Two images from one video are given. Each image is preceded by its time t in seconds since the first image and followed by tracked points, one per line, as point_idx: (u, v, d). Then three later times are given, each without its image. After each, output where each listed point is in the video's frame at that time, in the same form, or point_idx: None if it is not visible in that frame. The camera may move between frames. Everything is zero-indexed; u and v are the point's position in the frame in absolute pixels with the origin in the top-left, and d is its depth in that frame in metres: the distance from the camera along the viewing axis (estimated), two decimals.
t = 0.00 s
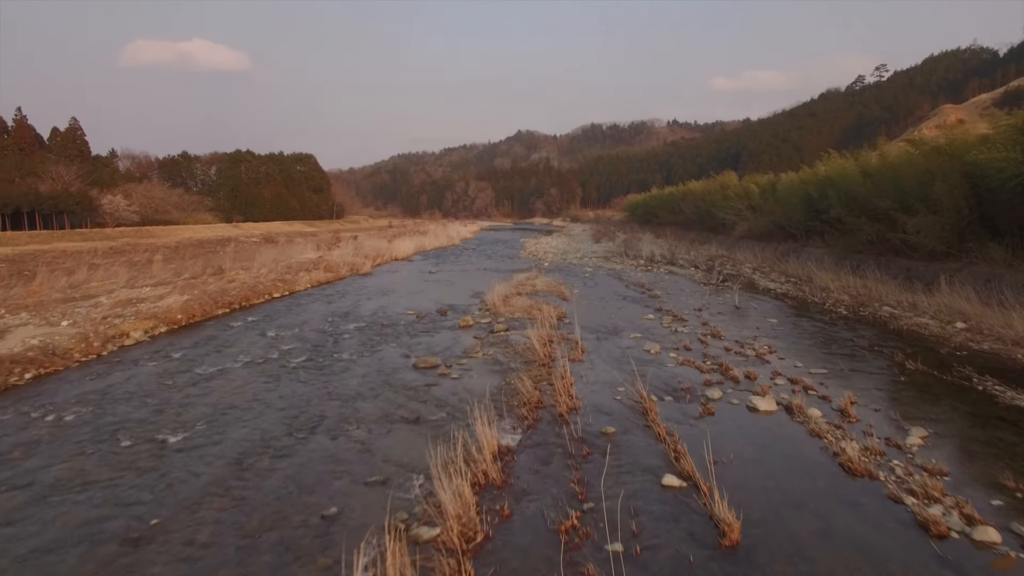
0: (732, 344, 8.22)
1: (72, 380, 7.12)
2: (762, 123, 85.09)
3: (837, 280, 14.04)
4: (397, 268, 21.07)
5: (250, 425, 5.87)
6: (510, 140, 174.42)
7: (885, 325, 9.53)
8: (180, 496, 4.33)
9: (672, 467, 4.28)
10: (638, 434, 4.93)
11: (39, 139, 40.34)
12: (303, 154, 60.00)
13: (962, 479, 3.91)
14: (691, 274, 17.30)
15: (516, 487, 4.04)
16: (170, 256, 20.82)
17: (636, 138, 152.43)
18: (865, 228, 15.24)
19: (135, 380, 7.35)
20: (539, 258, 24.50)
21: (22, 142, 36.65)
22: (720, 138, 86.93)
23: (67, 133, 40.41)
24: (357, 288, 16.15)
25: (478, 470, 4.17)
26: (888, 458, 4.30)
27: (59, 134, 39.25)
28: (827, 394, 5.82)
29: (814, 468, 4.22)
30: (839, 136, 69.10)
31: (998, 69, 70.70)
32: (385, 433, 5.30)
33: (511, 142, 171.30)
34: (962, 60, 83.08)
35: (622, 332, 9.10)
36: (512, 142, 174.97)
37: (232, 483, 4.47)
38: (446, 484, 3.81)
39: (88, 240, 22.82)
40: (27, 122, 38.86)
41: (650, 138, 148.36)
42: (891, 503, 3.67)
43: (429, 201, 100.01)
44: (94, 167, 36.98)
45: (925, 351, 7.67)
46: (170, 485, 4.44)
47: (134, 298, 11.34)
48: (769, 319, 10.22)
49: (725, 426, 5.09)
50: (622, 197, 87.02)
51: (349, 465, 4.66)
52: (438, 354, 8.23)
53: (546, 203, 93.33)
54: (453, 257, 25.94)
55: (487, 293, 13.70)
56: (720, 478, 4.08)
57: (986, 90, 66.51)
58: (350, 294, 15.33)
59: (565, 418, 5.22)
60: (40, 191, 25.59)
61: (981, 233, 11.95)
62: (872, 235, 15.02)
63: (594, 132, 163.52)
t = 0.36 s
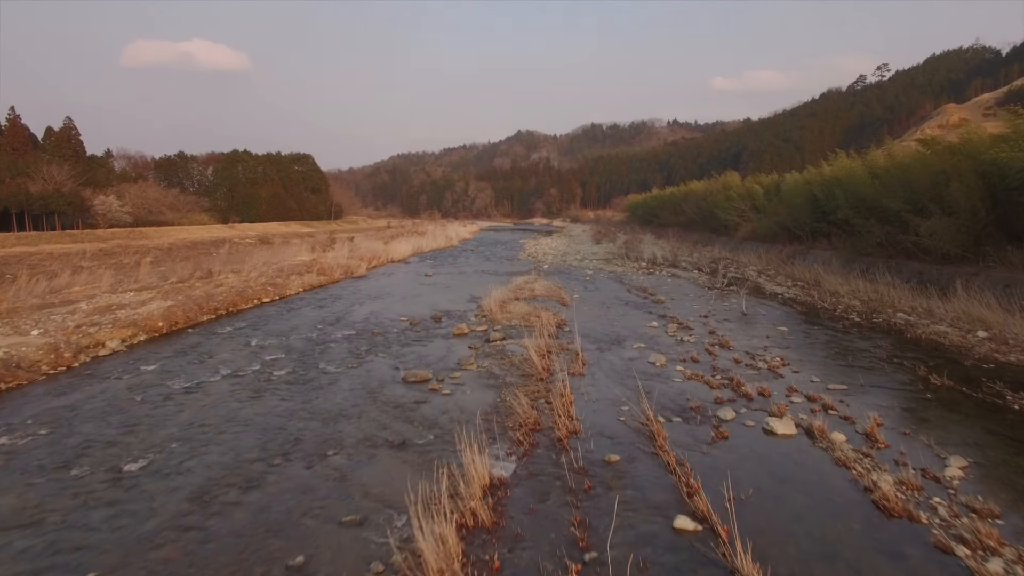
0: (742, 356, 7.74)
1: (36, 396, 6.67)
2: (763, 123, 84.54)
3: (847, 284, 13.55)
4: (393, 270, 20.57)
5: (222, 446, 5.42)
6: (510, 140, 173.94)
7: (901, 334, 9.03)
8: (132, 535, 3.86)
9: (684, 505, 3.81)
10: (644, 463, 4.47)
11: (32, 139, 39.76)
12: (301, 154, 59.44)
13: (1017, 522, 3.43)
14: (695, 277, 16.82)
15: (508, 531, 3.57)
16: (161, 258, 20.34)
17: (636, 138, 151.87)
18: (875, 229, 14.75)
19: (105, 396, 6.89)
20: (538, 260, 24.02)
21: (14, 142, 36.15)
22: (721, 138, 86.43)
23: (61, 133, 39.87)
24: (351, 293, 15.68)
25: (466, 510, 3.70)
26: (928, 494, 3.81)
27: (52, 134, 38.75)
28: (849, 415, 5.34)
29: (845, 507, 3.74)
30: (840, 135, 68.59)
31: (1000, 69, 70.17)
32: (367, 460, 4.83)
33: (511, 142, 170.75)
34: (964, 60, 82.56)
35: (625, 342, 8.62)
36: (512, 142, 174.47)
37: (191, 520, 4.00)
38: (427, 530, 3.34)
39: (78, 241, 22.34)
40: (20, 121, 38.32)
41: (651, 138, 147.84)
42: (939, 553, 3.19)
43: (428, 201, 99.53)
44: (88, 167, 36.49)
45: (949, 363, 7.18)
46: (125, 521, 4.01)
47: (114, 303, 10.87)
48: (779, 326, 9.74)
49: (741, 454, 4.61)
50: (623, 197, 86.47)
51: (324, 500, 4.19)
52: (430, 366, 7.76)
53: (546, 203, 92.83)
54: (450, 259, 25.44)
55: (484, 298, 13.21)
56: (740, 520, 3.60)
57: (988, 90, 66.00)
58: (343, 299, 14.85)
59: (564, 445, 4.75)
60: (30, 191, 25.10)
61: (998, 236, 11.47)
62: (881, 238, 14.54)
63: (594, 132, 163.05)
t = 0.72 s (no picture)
0: (752, 368, 7.26)
1: None
2: (764, 122, 83.99)
3: (857, 288, 13.06)
4: (389, 272, 20.05)
5: (189, 472, 4.95)
6: (510, 140, 173.49)
7: (920, 343, 8.52)
8: None
9: (699, 553, 3.33)
10: (653, 498, 3.97)
11: (25, 138, 39.19)
12: (298, 154, 58.87)
13: None
14: (699, 280, 16.32)
15: None
16: (151, 260, 19.82)
17: (636, 138, 151.37)
18: (885, 231, 14.25)
19: (68, 412, 6.40)
20: (537, 262, 23.53)
21: (6, 142, 35.59)
22: (722, 138, 85.91)
23: (55, 132, 39.32)
24: (343, 297, 15.20)
25: (450, 560, 3.22)
26: (980, 539, 3.32)
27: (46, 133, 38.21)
28: (877, 438, 4.84)
29: (885, 556, 3.25)
30: (842, 136, 68.14)
31: (1003, 69, 69.64)
32: (344, 491, 4.35)
33: (511, 142, 170.07)
34: (965, 59, 82.06)
35: (628, 352, 8.12)
36: (512, 142, 173.86)
37: (137, 569, 3.51)
38: None
39: (66, 243, 21.80)
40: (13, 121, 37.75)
41: (651, 138, 147.30)
42: None
43: (428, 201, 98.96)
44: (81, 167, 35.94)
45: (976, 376, 6.67)
46: (65, 570, 3.53)
47: (92, 309, 10.37)
48: (789, 334, 9.23)
49: (761, 487, 4.11)
50: (623, 197, 85.94)
51: (290, 542, 3.70)
52: (419, 380, 7.26)
53: (546, 203, 92.30)
54: (447, 261, 24.88)
55: (481, 303, 12.71)
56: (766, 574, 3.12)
57: (990, 90, 65.55)
58: (335, 304, 14.35)
59: (563, 476, 4.27)
60: (18, 191, 24.55)
61: (1018, 238, 10.97)
62: (892, 240, 14.05)
63: (594, 133, 162.57)
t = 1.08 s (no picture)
0: (765, 381, 6.75)
1: None
2: (765, 122, 83.43)
3: (869, 292, 12.56)
4: (384, 275, 19.50)
5: (146, 502, 4.46)
6: (510, 140, 172.92)
7: (941, 352, 7.96)
8: None
9: None
10: (664, 543, 3.48)
11: (18, 138, 38.63)
12: (297, 154, 58.31)
13: None
14: (702, 283, 15.81)
15: None
16: (140, 262, 19.33)
17: (637, 138, 150.82)
18: (897, 233, 13.74)
19: (25, 430, 5.91)
20: (537, 263, 23.04)
21: None
22: (723, 138, 85.39)
23: (49, 132, 38.77)
24: (335, 301, 14.71)
25: None
26: None
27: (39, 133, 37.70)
28: (911, 466, 4.34)
29: None
30: (844, 135, 67.59)
31: (1005, 68, 69.10)
32: (315, 531, 3.85)
33: (511, 142, 169.52)
34: (967, 59, 81.48)
35: (632, 363, 7.61)
36: (512, 142, 173.24)
37: None
38: None
39: (54, 244, 21.31)
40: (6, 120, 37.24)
41: (651, 138, 146.76)
42: None
43: (427, 201, 98.43)
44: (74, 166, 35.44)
45: (1008, 391, 6.17)
46: None
47: (68, 315, 9.88)
48: (802, 343, 8.70)
49: (787, 527, 3.61)
50: (624, 197, 85.41)
51: None
52: (407, 394, 6.74)
53: (546, 203, 91.80)
54: (444, 262, 24.34)
55: (477, 308, 12.20)
56: None
57: (993, 89, 65.03)
58: (326, 309, 13.82)
59: (562, 515, 3.77)
60: (7, 191, 24.05)
61: None
62: (904, 241, 13.56)
63: (594, 133, 162.09)
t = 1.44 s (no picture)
0: (781, 396, 6.23)
1: None
2: (766, 121, 82.89)
3: (882, 296, 12.06)
4: (379, 277, 18.98)
5: (91, 540, 3.96)
6: (509, 140, 172.40)
7: (966, 364, 7.41)
8: None
9: None
10: None
11: (11, 137, 38.06)
12: (294, 153, 57.73)
13: None
14: (707, 287, 15.29)
15: None
16: (128, 264, 18.82)
17: (636, 138, 150.31)
18: (909, 234, 13.22)
19: None
20: (536, 265, 22.54)
21: None
22: (724, 137, 84.86)
23: (42, 130, 38.17)
24: (327, 305, 14.21)
25: None
26: None
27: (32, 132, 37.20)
28: (958, 501, 3.81)
29: None
30: (846, 135, 67.04)
31: (1008, 67, 68.55)
32: None
33: (511, 142, 168.69)
34: (970, 58, 80.95)
35: (636, 376, 7.09)
36: (512, 143, 172.58)
37: None
38: None
39: (41, 245, 20.79)
40: None
41: (651, 138, 146.24)
42: None
43: (426, 202, 97.88)
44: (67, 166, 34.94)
45: None
46: None
47: (40, 321, 9.36)
48: (816, 353, 8.19)
49: None
50: (624, 197, 84.85)
51: None
52: (393, 411, 6.22)
53: (546, 203, 91.29)
54: (442, 264, 23.77)
55: (473, 313, 11.69)
56: None
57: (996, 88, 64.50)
58: (317, 314, 13.29)
59: (560, 566, 3.26)
60: None
61: None
62: (917, 243, 13.04)
63: (594, 133, 161.60)
